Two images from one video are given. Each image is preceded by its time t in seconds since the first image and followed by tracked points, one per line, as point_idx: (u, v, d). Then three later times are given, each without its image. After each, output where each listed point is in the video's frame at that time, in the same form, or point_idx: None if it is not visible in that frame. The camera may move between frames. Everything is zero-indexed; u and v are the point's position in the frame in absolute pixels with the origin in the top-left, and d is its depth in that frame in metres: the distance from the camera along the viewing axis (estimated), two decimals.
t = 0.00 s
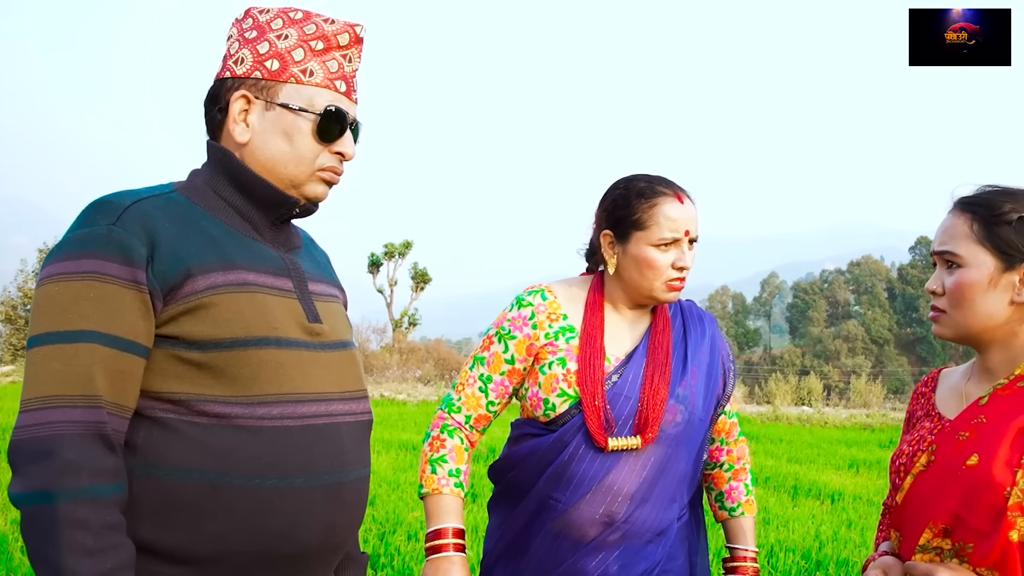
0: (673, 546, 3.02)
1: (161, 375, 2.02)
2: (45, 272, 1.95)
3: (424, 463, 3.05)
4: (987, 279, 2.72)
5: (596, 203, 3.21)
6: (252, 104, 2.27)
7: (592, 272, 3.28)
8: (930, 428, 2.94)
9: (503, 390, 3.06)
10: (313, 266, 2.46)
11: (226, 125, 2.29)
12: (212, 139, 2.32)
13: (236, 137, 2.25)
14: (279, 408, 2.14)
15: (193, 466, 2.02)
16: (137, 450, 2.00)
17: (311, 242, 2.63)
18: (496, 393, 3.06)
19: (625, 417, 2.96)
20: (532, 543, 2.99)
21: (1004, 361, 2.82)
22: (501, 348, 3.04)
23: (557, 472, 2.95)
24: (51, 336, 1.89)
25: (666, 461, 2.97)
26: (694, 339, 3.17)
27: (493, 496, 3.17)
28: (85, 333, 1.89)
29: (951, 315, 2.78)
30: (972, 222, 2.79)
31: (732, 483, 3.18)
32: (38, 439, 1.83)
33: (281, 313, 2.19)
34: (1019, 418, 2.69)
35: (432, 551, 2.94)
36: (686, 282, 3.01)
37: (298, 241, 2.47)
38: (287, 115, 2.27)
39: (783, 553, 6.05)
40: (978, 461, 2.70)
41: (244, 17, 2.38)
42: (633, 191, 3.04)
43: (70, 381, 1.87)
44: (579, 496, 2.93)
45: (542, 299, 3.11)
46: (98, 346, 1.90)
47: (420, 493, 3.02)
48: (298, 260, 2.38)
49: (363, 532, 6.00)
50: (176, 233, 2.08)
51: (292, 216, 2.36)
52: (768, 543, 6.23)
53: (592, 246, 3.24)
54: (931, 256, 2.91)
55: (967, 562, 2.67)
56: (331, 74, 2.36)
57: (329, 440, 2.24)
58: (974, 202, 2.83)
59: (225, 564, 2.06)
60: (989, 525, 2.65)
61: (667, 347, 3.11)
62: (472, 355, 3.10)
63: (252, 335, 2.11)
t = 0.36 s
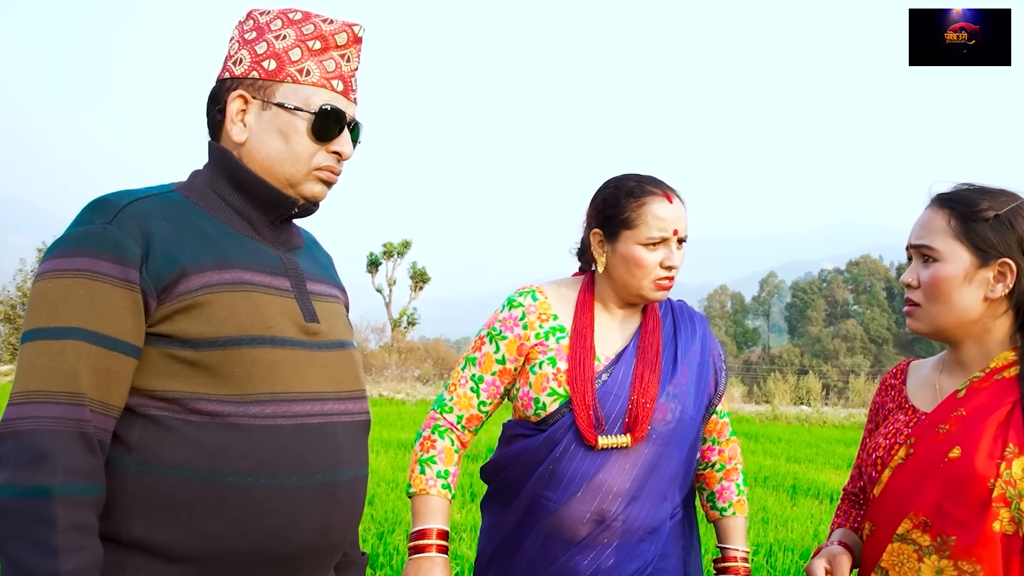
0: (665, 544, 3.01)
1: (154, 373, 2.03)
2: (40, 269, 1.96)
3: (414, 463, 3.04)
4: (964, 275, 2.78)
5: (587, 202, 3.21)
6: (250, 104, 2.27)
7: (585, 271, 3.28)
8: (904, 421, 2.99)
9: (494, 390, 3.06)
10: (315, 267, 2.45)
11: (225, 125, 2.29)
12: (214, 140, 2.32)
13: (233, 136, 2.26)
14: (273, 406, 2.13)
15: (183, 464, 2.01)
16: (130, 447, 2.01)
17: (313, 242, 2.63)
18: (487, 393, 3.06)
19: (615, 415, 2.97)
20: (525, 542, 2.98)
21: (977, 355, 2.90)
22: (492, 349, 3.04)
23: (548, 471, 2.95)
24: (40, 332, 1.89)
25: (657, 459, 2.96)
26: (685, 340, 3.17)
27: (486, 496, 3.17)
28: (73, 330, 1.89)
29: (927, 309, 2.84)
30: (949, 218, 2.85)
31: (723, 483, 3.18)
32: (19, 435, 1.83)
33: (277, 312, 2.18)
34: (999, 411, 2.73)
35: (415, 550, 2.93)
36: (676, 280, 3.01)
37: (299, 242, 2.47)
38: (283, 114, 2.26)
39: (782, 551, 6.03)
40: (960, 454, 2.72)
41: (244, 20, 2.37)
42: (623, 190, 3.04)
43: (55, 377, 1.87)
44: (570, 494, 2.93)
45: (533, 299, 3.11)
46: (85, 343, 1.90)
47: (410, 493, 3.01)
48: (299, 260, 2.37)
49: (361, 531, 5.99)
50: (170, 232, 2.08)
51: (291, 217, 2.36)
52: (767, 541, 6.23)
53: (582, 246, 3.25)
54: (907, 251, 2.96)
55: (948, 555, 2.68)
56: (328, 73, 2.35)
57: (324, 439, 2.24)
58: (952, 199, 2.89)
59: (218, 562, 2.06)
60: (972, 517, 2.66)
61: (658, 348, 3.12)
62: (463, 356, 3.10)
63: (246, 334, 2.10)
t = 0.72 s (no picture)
0: (658, 543, 3.01)
1: (151, 374, 2.02)
2: (36, 272, 1.95)
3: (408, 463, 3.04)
4: (928, 265, 2.79)
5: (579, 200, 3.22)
6: (247, 105, 2.26)
7: (579, 271, 3.28)
8: (874, 422, 2.98)
9: (487, 390, 3.07)
10: (309, 266, 2.45)
11: (221, 126, 2.28)
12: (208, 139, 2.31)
13: (231, 137, 2.24)
14: (269, 407, 2.13)
15: (180, 464, 2.01)
16: (128, 448, 2.00)
17: (307, 241, 2.63)
18: (480, 393, 3.06)
19: (606, 413, 2.97)
20: (516, 540, 2.98)
21: (936, 349, 2.91)
22: (485, 349, 3.05)
23: (539, 469, 2.94)
24: (39, 335, 1.88)
25: (649, 457, 2.96)
26: (677, 339, 3.17)
27: (479, 495, 3.17)
28: (72, 333, 1.89)
29: (887, 294, 2.84)
30: (924, 210, 2.86)
31: (718, 483, 3.18)
32: (26, 437, 1.83)
33: (272, 313, 2.18)
34: (971, 411, 2.74)
35: (407, 549, 2.93)
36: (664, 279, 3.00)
37: (293, 241, 2.46)
38: (282, 117, 2.26)
39: (781, 551, 6.01)
40: (934, 454, 2.72)
41: (240, 17, 2.37)
42: (613, 188, 3.04)
43: (57, 380, 1.86)
44: (561, 492, 2.92)
45: (525, 300, 3.12)
46: (86, 346, 1.89)
47: (404, 492, 3.01)
48: (293, 260, 2.37)
49: (360, 531, 5.98)
50: (166, 233, 2.07)
51: (286, 216, 2.36)
52: (766, 540, 6.22)
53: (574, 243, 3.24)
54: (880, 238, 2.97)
55: (926, 556, 2.68)
56: (326, 76, 2.35)
57: (319, 439, 2.24)
58: (927, 195, 2.91)
59: (215, 562, 2.06)
60: (949, 517, 2.67)
61: (650, 345, 3.12)
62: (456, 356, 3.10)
63: (242, 334, 2.10)
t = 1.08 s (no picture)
0: (655, 542, 3.01)
1: (151, 376, 2.02)
2: (36, 272, 1.95)
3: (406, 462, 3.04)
4: (923, 267, 2.78)
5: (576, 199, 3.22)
6: (258, 108, 2.25)
7: (577, 271, 3.27)
8: (866, 422, 2.98)
9: (484, 389, 3.07)
10: (307, 267, 2.45)
11: (228, 128, 2.27)
12: (211, 139, 2.30)
13: (241, 140, 2.23)
14: (268, 408, 2.13)
15: (181, 465, 2.01)
16: (128, 449, 2.00)
17: (306, 241, 2.63)
18: (477, 391, 3.06)
19: (600, 410, 2.97)
20: (512, 539, 2.97)
21: (930, 347, 2.89)
22: (482, 348, 3.06)
23: (535, 467, 2.95)
24: (38, 336, 1.88)
25: (646, 456, 2.96)
26: (672, 339, 3.16)
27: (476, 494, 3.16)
28: (71, 335, 1.89)
29: (886, 300, 2.82)
30: (909, 213, 2.86)
31: (715, 484, 3.18)
32: (23, 438, 1.83)
33: (271, 314, 2.18)
34: (964, 408, 2.74)
35: (403, 544, 2.92)
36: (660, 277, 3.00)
37: (292, 242, 2.46)
38: (294, 121, 2.26)
39: (781, 551, 6.00)
40: (927, 451, 2.72)
41: (243, 16, 2.35)
42: (609, 187, 3.05)
43: (55, 382, 1.86)
44: (557, 490, 2.92)
45: (522, 299, 3.12)
46: (85, 348, 1.89)
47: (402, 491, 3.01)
48: (292, 261, 2.37)
49: (359, 531, 5.97)
50: (166, 234, 2.07)
51: (286, 217, 2.35)
52: (766, 540, 6.22)
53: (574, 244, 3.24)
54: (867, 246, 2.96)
55: (919, 552, 2.68)
56: (335, 81, 2.36)
57: (319, 440, 2.24)
58: (910, 197, 2.91)
59: (215, 563, 2.06)
60: (942, 513, 2.67)
61: (646, 345, 3.12)
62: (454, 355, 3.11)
63: (242, 337, 2.10)
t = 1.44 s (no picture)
0: (658, 542, 3.01)
1: (151, 375, 2.03)
2: (39, 270, 1.95)
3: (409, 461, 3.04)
4: (949, 274, 2.75)
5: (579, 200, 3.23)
6: (261, 108, 2.25)
7: (580, 271, 3.28)
8: (879, 421, 2.99)
9: (487, 387, 3.07)
10: (312, 267, 2.45)
11: (233, 128, 2.27)
12: (217, 139, 2.31)
13: (245, 140, 2.24)
14: (267, 409, 2.13)
15: (180, 464, 2.02)
16: (128, 447, 2.01)
17: (312, 242, 2.64)
18: (480, 390, 3.07)
19: (603, 408, 2.98)
20: (515, 539, 2.98)
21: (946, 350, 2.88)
22: (485, 347, 3.06)
23: (538, 466, 2.95)
24: (40, 334, 1.88)
25: (648, 456, 2.97)
26: (676, 339, 3.17)
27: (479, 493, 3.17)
28: (73, 332, 1.89)
29: (915, 312, 2.77)
30: (925, 219, 2.82)
31: (719, 484, 3.18)
32: (25, 436, 1.83)
33: (272, 315, 2.18)
34: (977, 407, 2.73)
35: (405, 542, 2.93)
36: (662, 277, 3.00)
37: (297, 243, 2.46)
38: (297, 121, 2.26)
39: (780, 551, 6.00)
40: (938, 451, 2.73)
41: (248, 18, 2.36)
42: (611, 187, 3.05)
43: (57, 379, 1.87)
44: (560, 489, 2.93)
45: (525, 298, 3.13)
46: (86, 345, 1.90)
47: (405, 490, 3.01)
48: (296, 261, 2.37)
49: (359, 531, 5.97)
50: (169, 234, 2.08)
51: (290, 218, 2.35)
52: (765, 540, 6.22)
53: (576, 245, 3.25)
54: (878, 252, 2.90)
55: (926, 552, 2.69)
56: (339, 80, 2.36)
57: (318, 441, 2.24)
58: (914, 198, 2.90)
59: (214, 562, 2.06)
60: (951, 514, 2.67)
61: (650, 344, 3.12)
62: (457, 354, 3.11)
63: (242, 336, 2.10)
